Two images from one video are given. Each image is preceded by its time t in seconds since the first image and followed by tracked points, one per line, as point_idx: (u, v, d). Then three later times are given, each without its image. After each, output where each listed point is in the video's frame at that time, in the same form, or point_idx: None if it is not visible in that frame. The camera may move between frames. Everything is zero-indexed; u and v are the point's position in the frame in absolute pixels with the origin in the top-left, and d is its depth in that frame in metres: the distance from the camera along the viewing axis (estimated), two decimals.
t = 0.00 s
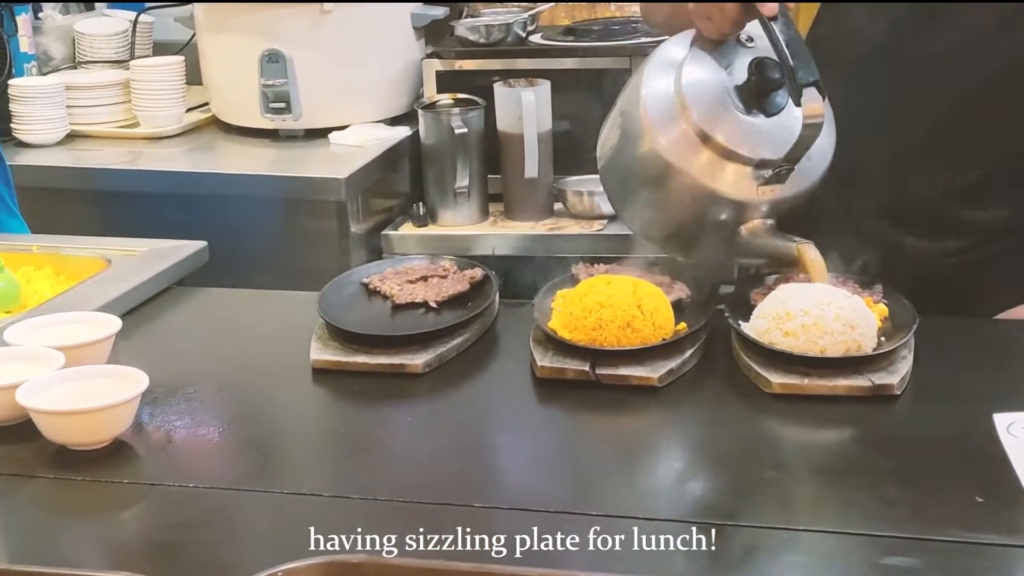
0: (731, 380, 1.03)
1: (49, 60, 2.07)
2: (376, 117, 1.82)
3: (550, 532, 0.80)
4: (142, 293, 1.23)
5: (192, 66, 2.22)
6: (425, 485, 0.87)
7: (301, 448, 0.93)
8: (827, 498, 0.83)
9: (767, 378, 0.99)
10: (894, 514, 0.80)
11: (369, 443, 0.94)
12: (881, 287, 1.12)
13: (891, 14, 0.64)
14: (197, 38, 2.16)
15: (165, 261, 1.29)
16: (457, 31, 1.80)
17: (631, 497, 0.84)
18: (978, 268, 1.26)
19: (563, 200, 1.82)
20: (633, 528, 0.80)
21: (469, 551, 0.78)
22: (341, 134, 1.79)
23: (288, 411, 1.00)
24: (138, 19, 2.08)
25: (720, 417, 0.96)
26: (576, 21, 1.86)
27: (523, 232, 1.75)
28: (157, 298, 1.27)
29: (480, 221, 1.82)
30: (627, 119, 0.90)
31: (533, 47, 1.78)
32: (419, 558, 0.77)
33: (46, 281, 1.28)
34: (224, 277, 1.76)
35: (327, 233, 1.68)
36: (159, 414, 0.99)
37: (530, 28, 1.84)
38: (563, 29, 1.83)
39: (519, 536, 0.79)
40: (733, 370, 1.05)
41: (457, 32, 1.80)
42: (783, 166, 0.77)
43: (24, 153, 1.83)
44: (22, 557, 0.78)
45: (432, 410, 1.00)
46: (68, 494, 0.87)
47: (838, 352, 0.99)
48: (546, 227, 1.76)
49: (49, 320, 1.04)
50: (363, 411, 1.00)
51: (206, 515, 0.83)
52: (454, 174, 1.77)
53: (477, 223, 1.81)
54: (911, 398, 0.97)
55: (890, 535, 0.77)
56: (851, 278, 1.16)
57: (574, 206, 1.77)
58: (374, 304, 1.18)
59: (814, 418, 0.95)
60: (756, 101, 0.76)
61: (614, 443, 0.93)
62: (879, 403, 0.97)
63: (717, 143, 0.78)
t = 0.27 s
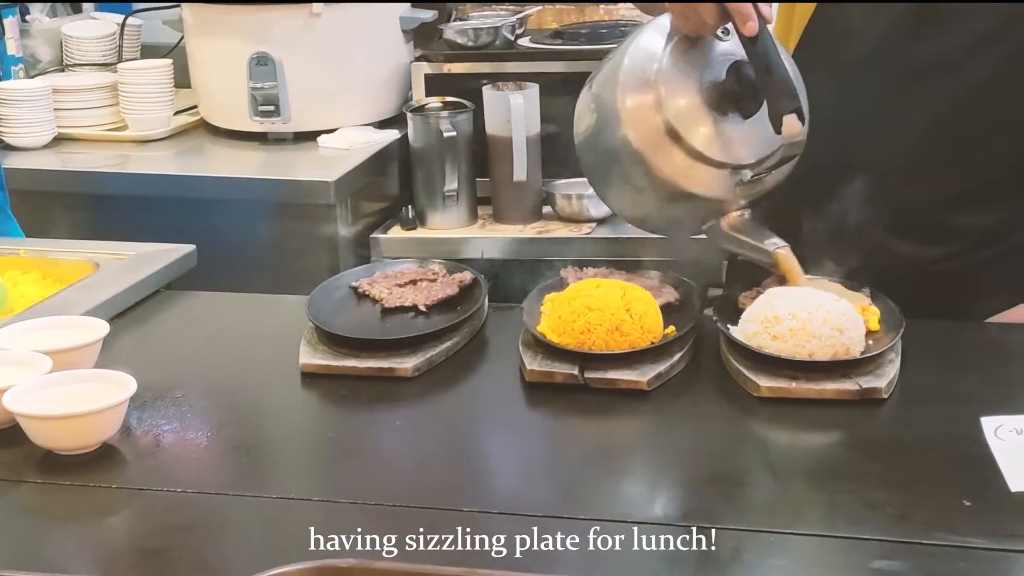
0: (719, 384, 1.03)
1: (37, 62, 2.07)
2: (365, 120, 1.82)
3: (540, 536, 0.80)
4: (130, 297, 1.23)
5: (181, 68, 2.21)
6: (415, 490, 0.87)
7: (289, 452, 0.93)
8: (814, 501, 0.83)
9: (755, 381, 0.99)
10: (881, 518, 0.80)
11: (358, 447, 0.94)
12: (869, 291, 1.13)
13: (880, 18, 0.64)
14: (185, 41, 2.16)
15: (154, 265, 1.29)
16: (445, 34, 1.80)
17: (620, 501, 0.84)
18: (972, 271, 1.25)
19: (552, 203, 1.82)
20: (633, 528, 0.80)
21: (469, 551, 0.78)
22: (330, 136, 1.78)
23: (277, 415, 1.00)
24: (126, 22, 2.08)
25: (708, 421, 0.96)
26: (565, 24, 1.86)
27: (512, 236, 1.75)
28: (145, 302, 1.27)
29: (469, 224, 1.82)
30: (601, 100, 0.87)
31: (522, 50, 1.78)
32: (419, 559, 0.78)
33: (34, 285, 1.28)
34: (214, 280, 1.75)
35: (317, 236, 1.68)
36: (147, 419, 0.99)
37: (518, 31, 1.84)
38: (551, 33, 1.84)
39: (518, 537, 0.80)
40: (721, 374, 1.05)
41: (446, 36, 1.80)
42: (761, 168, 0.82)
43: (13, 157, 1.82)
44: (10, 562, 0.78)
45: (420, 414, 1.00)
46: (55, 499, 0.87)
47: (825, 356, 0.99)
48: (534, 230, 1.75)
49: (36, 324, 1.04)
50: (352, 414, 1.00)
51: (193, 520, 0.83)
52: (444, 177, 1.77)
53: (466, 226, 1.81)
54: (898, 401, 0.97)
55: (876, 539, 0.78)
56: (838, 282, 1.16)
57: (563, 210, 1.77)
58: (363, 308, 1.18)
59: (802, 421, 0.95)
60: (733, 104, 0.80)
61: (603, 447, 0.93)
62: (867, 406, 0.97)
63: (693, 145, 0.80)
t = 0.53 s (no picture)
0: (707, 389, 1.03)
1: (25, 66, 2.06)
2: (355, 123, 1.82)
3: (529, 541, 0.80)
4: (118, 301, 1.22)
5: (169, 72, 2.21)
6: (404, 495, 0.87)
7: (278, 457, 0.93)
8: (803, 505, 0.83)
9: (744, 386, 0.99)
10: (869, 522, 0.80)
11: (347, 452, 0.94)
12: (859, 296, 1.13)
13: (866, 20, 0.64)
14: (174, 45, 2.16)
15: (142, 269, 1.28)
16: (434, 38, 1.82)
17: (609, 505, 0.84)
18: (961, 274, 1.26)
19: (542, 207, 1.82)
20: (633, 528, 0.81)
21: (470, 551, 0.79)
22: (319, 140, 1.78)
23: (266, 420, 1.00)
24: (115, 25, 2.07)
25: (697, 425, 0.96)
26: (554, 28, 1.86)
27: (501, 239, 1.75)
28: (133, 306, 1.26)
29: (459, 227, 1.82)
30: (571, 117, 0.95)
31: (511, 54, 1.78)
32: (420, 558, 0.78)
33: (21, 290, 1.27)
34: (203, 285, 1.75)
35: (306, 239, 1.68)
36: (135, 424, 0.99)
37: (507, 35, 1.84)
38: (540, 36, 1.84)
39: (518, 537, 0.80)
40: (710, 378, 1.05)
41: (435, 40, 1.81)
42: (725, 166, 0.85)
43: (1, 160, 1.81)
44: None
45: (409, 419, 1.00)
46: (42, 505, 0.86)
47: (815, 360, 0.99)
48: (523, 234, 1.75)
49: (24, 329, 1.03)
50: (341, 419, 1.00)
51: (181, 526, 0.83)
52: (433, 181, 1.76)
53: (456, 229, 1.81)
54: (886, 406, 0.98)
55: (865, 543, 0.78)
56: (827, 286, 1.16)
57: (553, 213, 1.77)
58: (352, 313, 1.18)
59: (791, 426, 0.95)
60: (701, 102, 0.84)
61: (592, 452, 0.93)
62: (856, 411, 0.97)
63: (664, 145, 0.85)
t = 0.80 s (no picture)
0: (700, 394, 1.03)
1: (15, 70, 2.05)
2: (347, 128, 1.82)
3: (522, 547, 0.80)
4: (108, 307, 1.22)
5: (159, 76, 2.21)
6: (396, 501, 0.87)
7: (269, 463, 0.92)
8: (797, 512, 0.83)
9: (735, 391, 0.99)
10: (861, 528, 0.80)
11: (339, 458, 0.93)
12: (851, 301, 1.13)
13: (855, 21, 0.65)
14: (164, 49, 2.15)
15: (133, 275, 1.28)
16: (425, 43, 1.81)
17: (599, 509, 0.84)
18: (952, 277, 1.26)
19: (533, 212, 1.82)
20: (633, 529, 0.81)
21: (471, 551, 0.80)
22: (310, 144, 1.78)
23: (257, 426, 0.99)
24: (105, 30, 2.07)
25: (690, 431, 0.96)
26: (545, 33, 1.86)
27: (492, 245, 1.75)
28: (124, 312, 1.26)
29: (450, 232, 1.81)
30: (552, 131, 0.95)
31: (502, 58, 1.78)
32: (419, 559, 0.79)
33: (11, 295, 1.27)
34: (193, 290, 1.75)
35: (298, 244, 1.67)
36: (125, 431, 0.98)
37: (498, 39, 1.84)
38: (531, 41, 1.84)
39: (518, 536, 0.81)
40: (703, 383, 1.05)
41: (426, 45, 1.81)
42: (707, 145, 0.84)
43: None
44: None
45: (401, 424, 0.99)
46: (33, 512, 0.86)
47: (807, 365, 0.99)
48: (515, 238, 1.75)
49: (15, 334, 1.03)
50: (333, 425, 0.99)
51: (172, 533, 0.82)
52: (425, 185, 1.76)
53: (447, 234, 1.81)
54: (879, 411, 0.98)
55: (857, 549, 0.78)
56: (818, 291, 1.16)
57: (544, 218, 1.77)
58: (344, 318, 1.17)
59: (783, 431, 0.95)
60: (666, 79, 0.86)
61: (584, 457, 0.93)
62: (848, 416, 0.97)
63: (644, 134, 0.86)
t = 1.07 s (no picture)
0: (688, 401, 1.03)
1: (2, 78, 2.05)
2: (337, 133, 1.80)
3: (512, 554, 0.80)
4: (96, 315, 1.21)
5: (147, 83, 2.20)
6: (384, 508, 0.86)
7: (257, 471, 0.92)
8: (786, 519, 0.83)
9: (724, 397, 1.00)
10: (850, 535, 0.80)
11: (327, 465, 0.93)
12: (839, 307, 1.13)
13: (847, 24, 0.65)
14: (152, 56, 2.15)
15: (121, 282, 1.28)
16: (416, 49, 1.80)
17: (589, 516, 0.84)
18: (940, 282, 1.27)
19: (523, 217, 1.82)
20: (634, 529, 0.82)
21: (470, 551, 0.80)
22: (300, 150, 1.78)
23: (245, 433, 0.99)
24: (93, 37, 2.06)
25: (678, 438, 0.96)
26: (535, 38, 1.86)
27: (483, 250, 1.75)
28: (112, 320, 1.26)
29: (440, 237, 1.82)
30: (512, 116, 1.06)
31: (492, 63, 1.78)
32: (416, 561, 0.79)
33: None
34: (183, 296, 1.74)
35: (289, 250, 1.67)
36: (112, 440, 0.98)
37: (488, 44, 1.84)
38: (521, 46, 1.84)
39: (520, 536, 0.82)
40: (691, 390, 1.05)
41: (417, 50, 1.80)
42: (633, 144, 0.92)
43: None
44: None
45: (390, 432, 0.99)
46: (20, 523, 0.85)
47: (795, 372, 0.99)
48: (505, 243, 1.76)
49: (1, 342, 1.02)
50: (321, 433, 0.99)
51: (159, 542, 0.82)
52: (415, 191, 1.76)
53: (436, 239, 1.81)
54: (867, 417, 0.98)
55: (846, 556, 0.78)
56: (807, 297, 1.17)
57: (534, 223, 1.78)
58: (333, 325, 1.17)
59: (770, 438, 0.95)
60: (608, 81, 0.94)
61: (572, 464, 0.93)
62: (836, 422, 0.97)
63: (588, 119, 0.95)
